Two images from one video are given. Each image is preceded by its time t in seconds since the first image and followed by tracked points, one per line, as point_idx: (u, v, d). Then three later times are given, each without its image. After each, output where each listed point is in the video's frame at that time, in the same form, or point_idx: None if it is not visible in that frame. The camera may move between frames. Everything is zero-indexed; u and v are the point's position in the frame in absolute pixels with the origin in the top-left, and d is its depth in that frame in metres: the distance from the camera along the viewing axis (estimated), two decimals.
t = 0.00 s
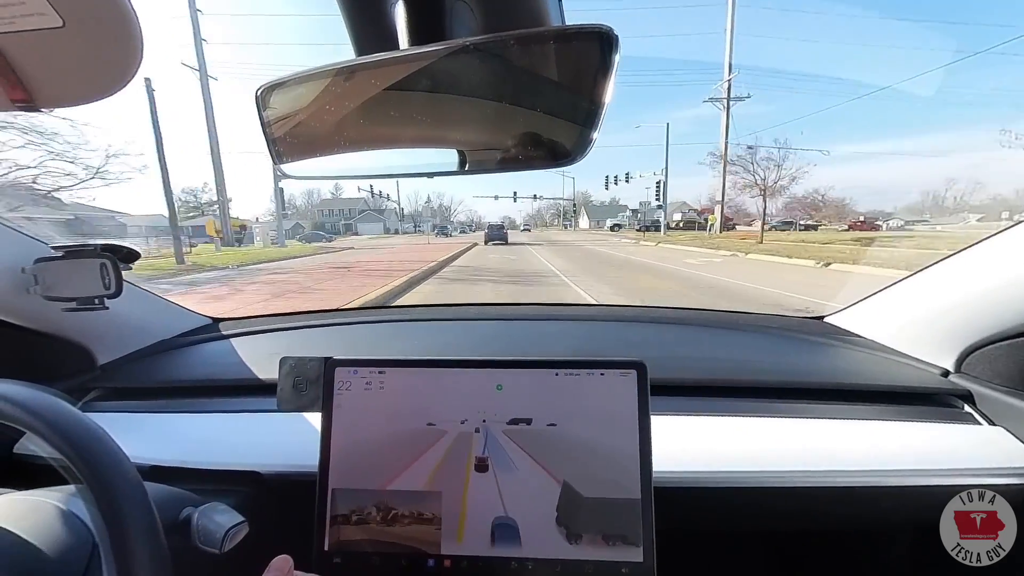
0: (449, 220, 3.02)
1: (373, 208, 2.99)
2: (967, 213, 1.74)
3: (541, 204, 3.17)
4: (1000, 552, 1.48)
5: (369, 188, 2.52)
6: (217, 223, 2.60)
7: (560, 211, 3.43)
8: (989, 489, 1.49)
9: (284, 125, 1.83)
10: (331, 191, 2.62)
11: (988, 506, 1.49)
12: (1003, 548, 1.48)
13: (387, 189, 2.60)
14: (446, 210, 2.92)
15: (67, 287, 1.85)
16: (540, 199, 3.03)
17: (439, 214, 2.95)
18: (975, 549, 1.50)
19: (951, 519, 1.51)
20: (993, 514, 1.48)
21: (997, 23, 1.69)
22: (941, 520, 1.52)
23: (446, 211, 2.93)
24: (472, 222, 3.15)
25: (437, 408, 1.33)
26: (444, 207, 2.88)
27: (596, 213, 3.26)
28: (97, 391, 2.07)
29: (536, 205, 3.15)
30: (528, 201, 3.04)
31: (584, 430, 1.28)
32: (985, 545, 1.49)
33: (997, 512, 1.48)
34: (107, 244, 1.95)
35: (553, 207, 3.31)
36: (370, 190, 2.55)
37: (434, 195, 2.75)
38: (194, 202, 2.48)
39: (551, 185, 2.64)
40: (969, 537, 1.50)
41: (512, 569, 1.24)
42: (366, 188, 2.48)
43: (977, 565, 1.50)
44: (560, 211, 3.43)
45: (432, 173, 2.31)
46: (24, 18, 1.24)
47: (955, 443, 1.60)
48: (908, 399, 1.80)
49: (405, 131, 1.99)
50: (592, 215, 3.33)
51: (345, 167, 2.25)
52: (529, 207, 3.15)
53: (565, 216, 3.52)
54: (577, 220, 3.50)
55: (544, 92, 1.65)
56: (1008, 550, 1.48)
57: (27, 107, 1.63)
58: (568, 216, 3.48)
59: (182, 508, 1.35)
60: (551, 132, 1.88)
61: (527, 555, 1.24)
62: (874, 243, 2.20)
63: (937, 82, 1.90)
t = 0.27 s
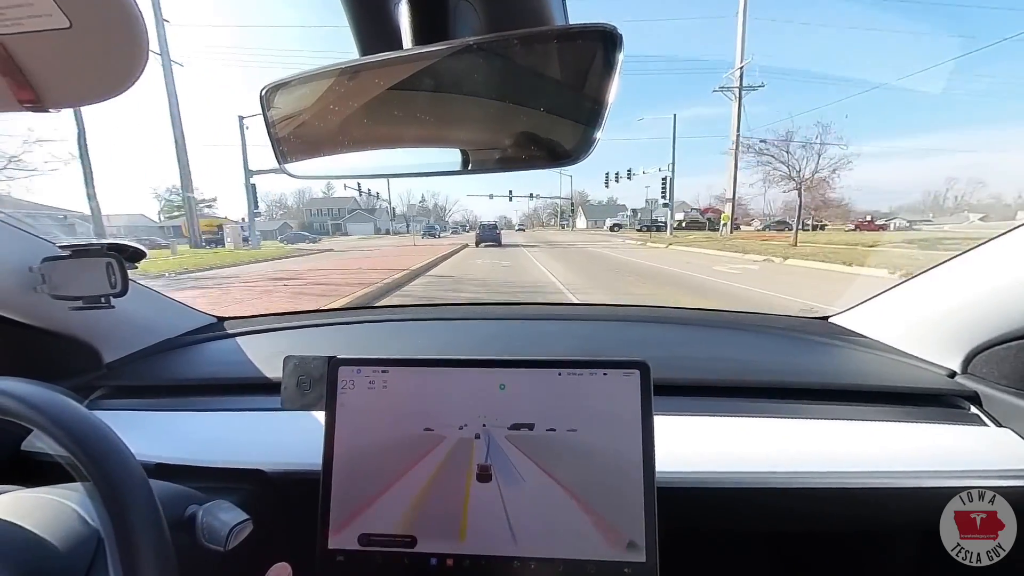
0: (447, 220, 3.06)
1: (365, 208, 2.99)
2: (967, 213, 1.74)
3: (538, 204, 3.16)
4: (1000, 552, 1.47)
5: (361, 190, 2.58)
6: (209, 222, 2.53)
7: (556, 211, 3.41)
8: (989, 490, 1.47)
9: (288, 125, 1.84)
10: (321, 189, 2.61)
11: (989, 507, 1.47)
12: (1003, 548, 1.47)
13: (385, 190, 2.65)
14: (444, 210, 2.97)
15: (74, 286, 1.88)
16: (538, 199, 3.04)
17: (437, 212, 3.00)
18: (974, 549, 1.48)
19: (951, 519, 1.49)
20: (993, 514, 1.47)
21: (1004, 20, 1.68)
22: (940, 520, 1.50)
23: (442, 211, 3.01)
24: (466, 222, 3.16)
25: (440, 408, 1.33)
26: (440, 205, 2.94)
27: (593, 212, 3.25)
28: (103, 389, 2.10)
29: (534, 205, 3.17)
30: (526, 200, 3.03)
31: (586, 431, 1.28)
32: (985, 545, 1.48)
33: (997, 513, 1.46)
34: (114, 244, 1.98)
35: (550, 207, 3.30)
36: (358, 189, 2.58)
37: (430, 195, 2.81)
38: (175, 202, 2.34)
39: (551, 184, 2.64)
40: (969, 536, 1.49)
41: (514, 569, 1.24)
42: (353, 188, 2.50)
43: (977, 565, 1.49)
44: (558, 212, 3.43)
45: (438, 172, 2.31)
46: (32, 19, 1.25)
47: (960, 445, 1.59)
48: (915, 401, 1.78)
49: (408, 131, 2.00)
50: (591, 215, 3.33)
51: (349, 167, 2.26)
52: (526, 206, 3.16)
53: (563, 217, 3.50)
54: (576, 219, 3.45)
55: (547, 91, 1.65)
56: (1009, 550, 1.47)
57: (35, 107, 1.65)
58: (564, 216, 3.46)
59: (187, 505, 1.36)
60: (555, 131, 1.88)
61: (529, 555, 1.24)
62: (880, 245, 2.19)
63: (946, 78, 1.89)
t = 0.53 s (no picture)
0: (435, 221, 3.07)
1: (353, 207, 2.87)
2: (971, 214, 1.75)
3: (535, 205, 3.13)
4: (1000, 552, 1.45)
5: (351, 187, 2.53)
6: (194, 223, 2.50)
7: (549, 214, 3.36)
8: (989, 489, 1.46)
9: (291, 125, 1.85)
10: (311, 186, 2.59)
11: (989, 506, 1.46)
12: (1003, 548, 1.45)
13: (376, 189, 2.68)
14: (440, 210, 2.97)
15: (80, 285, 1.89)
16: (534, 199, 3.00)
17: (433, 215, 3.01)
18: (975, 549, 1.47)
19: (951, 519, 1.48)
20: (993, 514, 1.45)
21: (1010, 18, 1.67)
22: (940, 520, 1.49)
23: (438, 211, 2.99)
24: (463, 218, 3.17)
25: (443, 407, 1.33)
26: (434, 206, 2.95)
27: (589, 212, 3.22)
28: (108, 387, 2.11)
29: (530, 206, 3.14)
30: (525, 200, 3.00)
31: (589, 431, 1.28)
32: (985, 545, 1.47)
33: (997, 512, 1.45)
34: (119, 244, 2.00)
35: (546, 208, 3.24)
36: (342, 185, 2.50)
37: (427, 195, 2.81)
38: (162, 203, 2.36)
39: (551, 183, 2.62)
40: (969, 537, 1.48)
41: (516, 568, 1.24)
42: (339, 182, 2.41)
43: (977, 565, 1.47)
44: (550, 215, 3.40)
45: (441, 171, 2.30)
46: (38, 19, 1.26)
47: (965, 446, 1.57)
48: (920, 402, 1.77)
49: (412, 131, 2.00)
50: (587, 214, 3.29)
51: (352, 167, 2.27)
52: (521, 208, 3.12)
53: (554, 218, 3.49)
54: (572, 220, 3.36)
55: (550, 91, 1.65)
56: (1009, 550, 1.45)
57: (41, 107, 1.66)
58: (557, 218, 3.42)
59: (191, 503, 1.37)
60: (558, 131, 1.88)
61: (532, 555, 1.24)
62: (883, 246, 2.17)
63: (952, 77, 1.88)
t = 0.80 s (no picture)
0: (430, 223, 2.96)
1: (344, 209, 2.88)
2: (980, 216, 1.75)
3: (534, 204, 3.06)
4: (1001, 552, 1.44)
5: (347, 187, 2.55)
6: (157, 222, 2.28)
7: (546, 214, 3.27)
8: (989, 489, 1.45)
9: (294, 125, 1.86)
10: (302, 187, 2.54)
11: (989, 506, 1.45)
12: (1004, 548, 1.44)
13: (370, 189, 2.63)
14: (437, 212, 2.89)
15: (83, 285, 1.90)
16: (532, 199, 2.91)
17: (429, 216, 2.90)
18: (975, 549, 1.46)
19: (951, 519, 1.47)
20: (993, 514, 1.44)
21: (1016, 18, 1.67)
22: (941, 520, 1.48)
23: (435, 211, 2.90)
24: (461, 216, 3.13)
25: (444, 407, 1.33)
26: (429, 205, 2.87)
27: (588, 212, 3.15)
28: (113, 386, 2.13)
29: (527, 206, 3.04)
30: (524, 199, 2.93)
31: (591, 431, 1.27)
32: (985, 545, 1.46)
33: (998, 512, 1.44)
34: (123, 243, 2.01)
35: (543, 208, 3.13)
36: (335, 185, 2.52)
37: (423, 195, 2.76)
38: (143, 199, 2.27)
39: (551, 184, 2.61)
40: (969, 536, 1.47)
41: (517, 568, 1.24)
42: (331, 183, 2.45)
43: (977, 565, 1.46)
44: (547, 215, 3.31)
45: (444, 172, 2.30)
46: (45, 21, 1.27)
47: (969, 449, 1.56)
48: (923, 403, 1.77)
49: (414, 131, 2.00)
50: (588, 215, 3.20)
51: (355, 167, 2.27)
52: (517, 207, 3.04)
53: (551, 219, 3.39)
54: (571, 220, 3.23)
55: (551, 90, 1.65)
56: (1010, 550, 1.44)
57: (47, 108, 1.68)
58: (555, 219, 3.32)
59: (194, 502, 1.37)
60: (561, 131, 1.88)
61: (534, 554, 1.24)
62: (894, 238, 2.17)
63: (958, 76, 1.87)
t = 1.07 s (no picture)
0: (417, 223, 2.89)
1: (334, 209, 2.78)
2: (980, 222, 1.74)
3: (535, 201, 2.98)
4: (1001, 552, 1.44)
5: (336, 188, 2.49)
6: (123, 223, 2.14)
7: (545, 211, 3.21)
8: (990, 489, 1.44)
9: (294, 125, 1.86)
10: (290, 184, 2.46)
11: (989, 507, 1.44)
12: (1004, 548, 1.44)
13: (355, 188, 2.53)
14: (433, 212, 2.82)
15: (83, 283, 1.90)
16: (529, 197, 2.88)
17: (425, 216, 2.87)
18: (975, 549, 1.46)
19: (951, 519, 1.47)
20: (993, 514, 1.44)
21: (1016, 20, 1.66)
22: (941, 520, 1.47)
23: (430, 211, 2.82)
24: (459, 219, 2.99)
25: (443, 408, 1.33)
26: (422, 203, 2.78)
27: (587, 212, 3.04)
28: (112, 385, 2.13)
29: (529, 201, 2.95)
30: (524, 198, 2.89)
31: (590, 433, 1.27)
32: (985, 545, 1.45)
33: (998, 513, 1.44)
34: (123, 242, 2.00)
35: (542, 206, 3.08)
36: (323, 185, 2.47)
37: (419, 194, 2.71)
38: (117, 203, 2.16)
39: (550, 184, 2.60)
40: (969, 536, 1.46)
41: (516, 568, 1.24)
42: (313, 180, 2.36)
43: (977, 565, 1.46)
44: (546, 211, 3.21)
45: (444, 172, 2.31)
46: (44, 20, 1.27)
47: (969, 452, 1.56)
48: (923, 406, 1.77)
49: (415, 132, 2.00)
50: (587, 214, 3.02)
51: (356, 167, 2.27)
52: (515, 205, 2.99)
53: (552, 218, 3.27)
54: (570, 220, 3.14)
55: (552, 91, 1.65)
56: (1010, 550, 1.44)
57: (48, 107, 1.68)
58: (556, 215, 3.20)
59: (193, 500, 1.37)
60: (562, 132, 1.88)
61: (532, 556, 1.24)
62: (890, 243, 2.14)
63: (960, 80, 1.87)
